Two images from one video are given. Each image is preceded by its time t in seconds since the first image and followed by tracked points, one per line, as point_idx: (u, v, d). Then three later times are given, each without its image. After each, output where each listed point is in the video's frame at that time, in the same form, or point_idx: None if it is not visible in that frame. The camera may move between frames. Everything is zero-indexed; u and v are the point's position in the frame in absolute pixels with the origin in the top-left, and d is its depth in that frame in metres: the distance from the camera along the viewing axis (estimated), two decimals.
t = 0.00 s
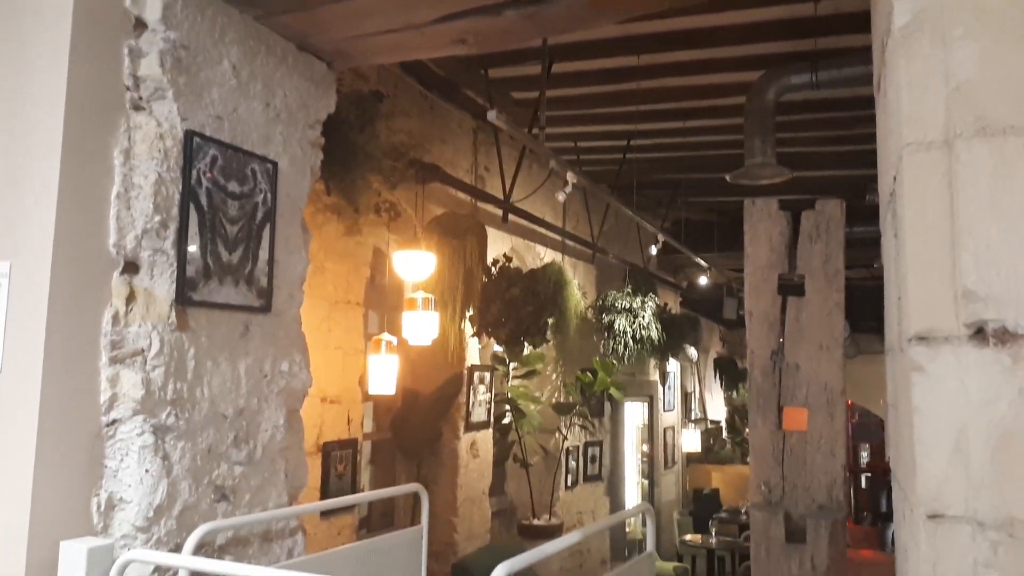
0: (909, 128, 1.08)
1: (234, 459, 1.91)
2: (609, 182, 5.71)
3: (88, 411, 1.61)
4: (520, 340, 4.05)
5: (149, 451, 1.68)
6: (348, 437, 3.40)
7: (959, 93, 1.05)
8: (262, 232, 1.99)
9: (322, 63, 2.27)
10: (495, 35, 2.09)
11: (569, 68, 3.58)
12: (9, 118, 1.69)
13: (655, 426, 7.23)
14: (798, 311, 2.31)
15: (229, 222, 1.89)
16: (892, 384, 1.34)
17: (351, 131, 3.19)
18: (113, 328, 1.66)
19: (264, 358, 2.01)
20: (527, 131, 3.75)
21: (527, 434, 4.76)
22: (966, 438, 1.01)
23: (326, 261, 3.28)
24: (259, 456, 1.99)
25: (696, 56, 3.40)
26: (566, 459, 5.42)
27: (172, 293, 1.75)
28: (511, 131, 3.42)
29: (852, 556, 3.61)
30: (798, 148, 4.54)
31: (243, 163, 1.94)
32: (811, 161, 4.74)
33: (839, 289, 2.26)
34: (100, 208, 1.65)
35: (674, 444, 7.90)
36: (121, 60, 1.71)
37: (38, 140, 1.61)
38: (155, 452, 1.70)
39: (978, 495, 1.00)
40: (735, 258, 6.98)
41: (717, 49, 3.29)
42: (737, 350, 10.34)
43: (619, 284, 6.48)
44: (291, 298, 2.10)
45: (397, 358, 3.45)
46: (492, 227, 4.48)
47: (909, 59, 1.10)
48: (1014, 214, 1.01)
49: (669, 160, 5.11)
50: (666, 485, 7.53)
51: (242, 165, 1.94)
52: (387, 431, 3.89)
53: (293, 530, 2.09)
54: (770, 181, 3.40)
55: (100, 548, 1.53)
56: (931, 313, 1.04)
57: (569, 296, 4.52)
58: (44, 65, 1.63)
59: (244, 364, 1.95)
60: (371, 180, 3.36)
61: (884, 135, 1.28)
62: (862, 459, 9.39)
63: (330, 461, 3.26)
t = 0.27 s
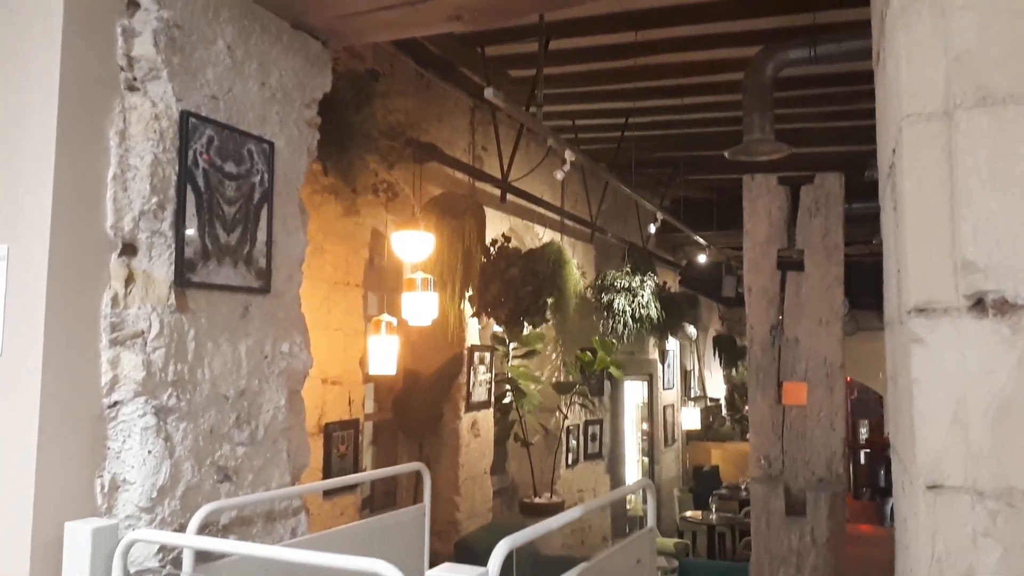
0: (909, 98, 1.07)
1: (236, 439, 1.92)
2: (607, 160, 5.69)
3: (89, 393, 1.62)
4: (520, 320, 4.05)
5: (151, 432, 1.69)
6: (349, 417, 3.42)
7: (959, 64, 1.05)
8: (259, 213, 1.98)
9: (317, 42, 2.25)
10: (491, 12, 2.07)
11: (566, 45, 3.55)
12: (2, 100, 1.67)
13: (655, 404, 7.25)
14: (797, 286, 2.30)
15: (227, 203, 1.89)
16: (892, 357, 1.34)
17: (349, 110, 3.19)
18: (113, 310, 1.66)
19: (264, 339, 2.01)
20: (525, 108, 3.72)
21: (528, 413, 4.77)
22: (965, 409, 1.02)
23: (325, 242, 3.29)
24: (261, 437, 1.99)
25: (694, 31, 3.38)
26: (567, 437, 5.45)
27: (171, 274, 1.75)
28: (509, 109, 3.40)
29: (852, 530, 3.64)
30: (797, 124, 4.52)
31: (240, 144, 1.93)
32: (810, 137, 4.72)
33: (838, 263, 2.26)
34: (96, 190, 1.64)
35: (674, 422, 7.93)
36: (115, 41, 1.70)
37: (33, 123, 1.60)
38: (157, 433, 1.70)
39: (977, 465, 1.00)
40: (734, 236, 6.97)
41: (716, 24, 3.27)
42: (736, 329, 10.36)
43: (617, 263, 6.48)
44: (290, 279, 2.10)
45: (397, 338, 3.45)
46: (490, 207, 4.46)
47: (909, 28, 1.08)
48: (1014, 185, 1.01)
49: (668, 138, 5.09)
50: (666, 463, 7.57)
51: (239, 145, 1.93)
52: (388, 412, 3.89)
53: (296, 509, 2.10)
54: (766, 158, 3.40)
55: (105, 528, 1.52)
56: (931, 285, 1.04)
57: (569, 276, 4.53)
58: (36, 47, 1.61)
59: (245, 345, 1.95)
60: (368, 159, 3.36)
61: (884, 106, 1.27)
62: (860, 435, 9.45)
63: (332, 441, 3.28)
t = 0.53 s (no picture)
0: (912, 73, 1.06)
1: (236, 417, 1.93)
2: (608, 141, 5.66)
3: (91, 369, 1.62)
4: (519, 300, 4.05)
5: (151, 409, 1.70)
6: (349, 396, 3.44)
7: (962, 39, 1.04)
8: (258, 190, 1.98)
9: (315, 18, 2.23)
10: None
11: (567, 23, 3.53)
12: None
13: (653, 385, 7.27)
14: (797, 263, 2.08)
15: (226, 181, 1.88)
16: (889, 335, 1.34)
17: (347, 89, 3.18)
18: (112, 287, 1.66)
19: (263, 317, 2.01)
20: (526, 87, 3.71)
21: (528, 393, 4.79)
22: (964, 385, 1.02)
23: (325, 221, 3.30)
24: (261, 414, 2.00)
25: (695, 10, 3.36)
26: (566, 417, 5.47)
27: (170, 252, 1.75)
28: (509, 87, 3.38)
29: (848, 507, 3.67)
30: (798, 104, 4.50)
31: (238, 121, 1.92)
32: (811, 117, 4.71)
33: (839, 242, 2.03)
34: (95, 166, 1.64)
35: (672, 402, 7.96)
36: (111, 16, 1.68)
37: (30, 99, 1.59)
38: (157, 410, 1.71)
39: (975, 440, 1.01)
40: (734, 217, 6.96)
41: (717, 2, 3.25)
42: (734, 310, 10.37)
43: (617, 245, 6.49)
44: (289, 257, 2.10)
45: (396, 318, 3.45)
46: (490, 187, 4.45)
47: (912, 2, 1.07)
48: (1015, 160, 1.01)
49: (669, 117, 5.06)
50: (664, 443, 7.61)
51: (237, 122, 1.92)
52: (388, 391, 3.95)
53: (297, 486, 2.11)
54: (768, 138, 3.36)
55: (106, 503, 1.52)
56: (930, 260, 1.04)
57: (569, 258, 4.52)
58: (32, 23, 1.60)
59: (244, 323, 1.95)
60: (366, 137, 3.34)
61: (886, 82, 1.26)
62: (858, 415, 9.50)
63: (332, 420, 3.30)
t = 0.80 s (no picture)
0: (911, 48, 1.06)
1: (235, 398, 1.93)
2: (605, 122, 5.64)
3: (88, 350, 1.62)
4: (517, 282, 4.05)
5: (149, 390, 1.70)
6: (347, 378, 3.46)
7: (962, 12, 1.03)
8: (254, 171, 1.97)
9: None
10: None
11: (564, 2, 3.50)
12: None
13: (651, 367, 7.28)
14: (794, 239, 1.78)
15: (221, 162, 1.87)
16: (887, 313, 1.34)
17: (343, 69, 3.16)
18: (108, 268, 1.65)
19: (260, 298, 2.01)
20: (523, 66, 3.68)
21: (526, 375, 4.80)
22: (960, 361, 1.02)
23: (322, 203, 3.31)
24: (260, 396, 2.00)
25: None
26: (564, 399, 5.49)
27: (166, 233, 1.75)
28: (506, 66, 3.36)
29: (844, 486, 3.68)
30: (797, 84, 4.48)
31: (233, 101, 1.91)
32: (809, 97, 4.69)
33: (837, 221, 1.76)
34: (89, 146, 1.63)
35: (670, 384, 7.98)
36: None
37: (22, 79, 1.58)
38: (155, 391, 1.71)
39: (972, 416, 1.01)
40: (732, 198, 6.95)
41: None
42: (732, 292, 10.39)
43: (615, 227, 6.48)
44: (286, 238, 2.09)
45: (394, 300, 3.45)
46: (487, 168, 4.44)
47: None
48: (1014, 135, 1.00)
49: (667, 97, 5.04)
50: (662, 424, 7.64)
51: (232, 102, 1.91)
52: (386, 372, 3.94)
53: (295, 467, 2.11)
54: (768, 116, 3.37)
55: (104, 485, 1.52)
56: (928, 237, 1.04)
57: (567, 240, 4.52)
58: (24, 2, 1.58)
59: (241, 305, 1.95)
60: (362, 118, 3.32)
61: (886, 57, 1.25)
62: (854, 396, 9.54)
63: (331, 402, 3.32)
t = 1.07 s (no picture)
0: (907, 25, 1.06)
1: (231, 380, 1.93)
2: (602, 104, 5.62)
3: (84, 333, 1.62)
4: (513, 265, 4.04)
5: (145, 372, 1.70)
6: (344, 362, 3.47)
7: None
8: (248, 153, 1.96)
9: None
10: None
11: None
12: None
13: (647, 350, 7.30)
14: (791, 222, 1.76)
15: (215, 143, 1.86)
16: (884, 294, 1.34)
17: (336, 51, 3.14)
18: (103, 251, 1.65)
19: (256, 281, 2.00)
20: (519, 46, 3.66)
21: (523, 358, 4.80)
22: (955, 340, 1.02)
23: (317, 185, 3.33)
24: (256, 378, 2.00)
25: None
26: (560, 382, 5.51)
27: (161, 215, 1.74)
28: (501, 47, 3.33)
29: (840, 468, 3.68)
30: (793, 65, 4.46)
31: (226, 82, 1.89)
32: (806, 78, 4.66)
33: (834, 200, 1.73)
34: (82, 128, 1.62)
35: (666, 366, 8.01)
36: None
37: (13, 60, 1.57)
38: (151, 373, 1.71)
39: (967, 394, 1.01)
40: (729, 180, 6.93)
41: None
42: (729, 275, 10.39)
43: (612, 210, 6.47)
44: (281, 221, 2.08)
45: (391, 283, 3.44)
46: (483, 151, 4.43)
47: None
48: (1012, 114, 1.00)
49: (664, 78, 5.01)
50: (658, 407, 7.67)
51: (226, 83, 1.89)
52: (383, 356, 3.97)
53: (293, 449, 2.12)
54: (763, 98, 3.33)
55: (102, 467, 1.52)
56: (924, 215, 1.04)
57: (563, 223, 4.50)
58: None
59: (237, 287, 1.94)
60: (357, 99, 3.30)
61: (884, 34, 1.24)
62: (851, 379, 9.56)
63: (327, 385, 3.33)
